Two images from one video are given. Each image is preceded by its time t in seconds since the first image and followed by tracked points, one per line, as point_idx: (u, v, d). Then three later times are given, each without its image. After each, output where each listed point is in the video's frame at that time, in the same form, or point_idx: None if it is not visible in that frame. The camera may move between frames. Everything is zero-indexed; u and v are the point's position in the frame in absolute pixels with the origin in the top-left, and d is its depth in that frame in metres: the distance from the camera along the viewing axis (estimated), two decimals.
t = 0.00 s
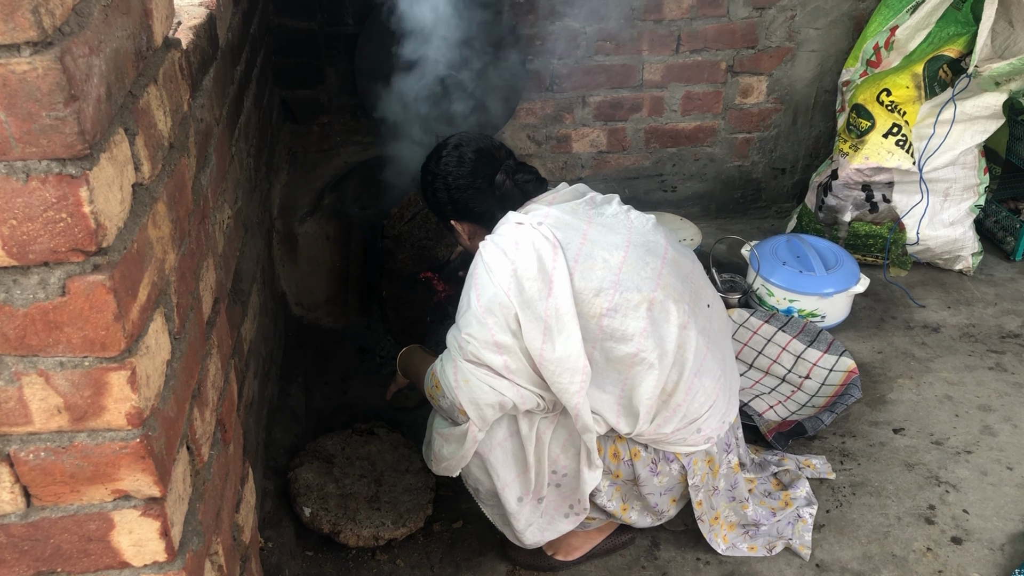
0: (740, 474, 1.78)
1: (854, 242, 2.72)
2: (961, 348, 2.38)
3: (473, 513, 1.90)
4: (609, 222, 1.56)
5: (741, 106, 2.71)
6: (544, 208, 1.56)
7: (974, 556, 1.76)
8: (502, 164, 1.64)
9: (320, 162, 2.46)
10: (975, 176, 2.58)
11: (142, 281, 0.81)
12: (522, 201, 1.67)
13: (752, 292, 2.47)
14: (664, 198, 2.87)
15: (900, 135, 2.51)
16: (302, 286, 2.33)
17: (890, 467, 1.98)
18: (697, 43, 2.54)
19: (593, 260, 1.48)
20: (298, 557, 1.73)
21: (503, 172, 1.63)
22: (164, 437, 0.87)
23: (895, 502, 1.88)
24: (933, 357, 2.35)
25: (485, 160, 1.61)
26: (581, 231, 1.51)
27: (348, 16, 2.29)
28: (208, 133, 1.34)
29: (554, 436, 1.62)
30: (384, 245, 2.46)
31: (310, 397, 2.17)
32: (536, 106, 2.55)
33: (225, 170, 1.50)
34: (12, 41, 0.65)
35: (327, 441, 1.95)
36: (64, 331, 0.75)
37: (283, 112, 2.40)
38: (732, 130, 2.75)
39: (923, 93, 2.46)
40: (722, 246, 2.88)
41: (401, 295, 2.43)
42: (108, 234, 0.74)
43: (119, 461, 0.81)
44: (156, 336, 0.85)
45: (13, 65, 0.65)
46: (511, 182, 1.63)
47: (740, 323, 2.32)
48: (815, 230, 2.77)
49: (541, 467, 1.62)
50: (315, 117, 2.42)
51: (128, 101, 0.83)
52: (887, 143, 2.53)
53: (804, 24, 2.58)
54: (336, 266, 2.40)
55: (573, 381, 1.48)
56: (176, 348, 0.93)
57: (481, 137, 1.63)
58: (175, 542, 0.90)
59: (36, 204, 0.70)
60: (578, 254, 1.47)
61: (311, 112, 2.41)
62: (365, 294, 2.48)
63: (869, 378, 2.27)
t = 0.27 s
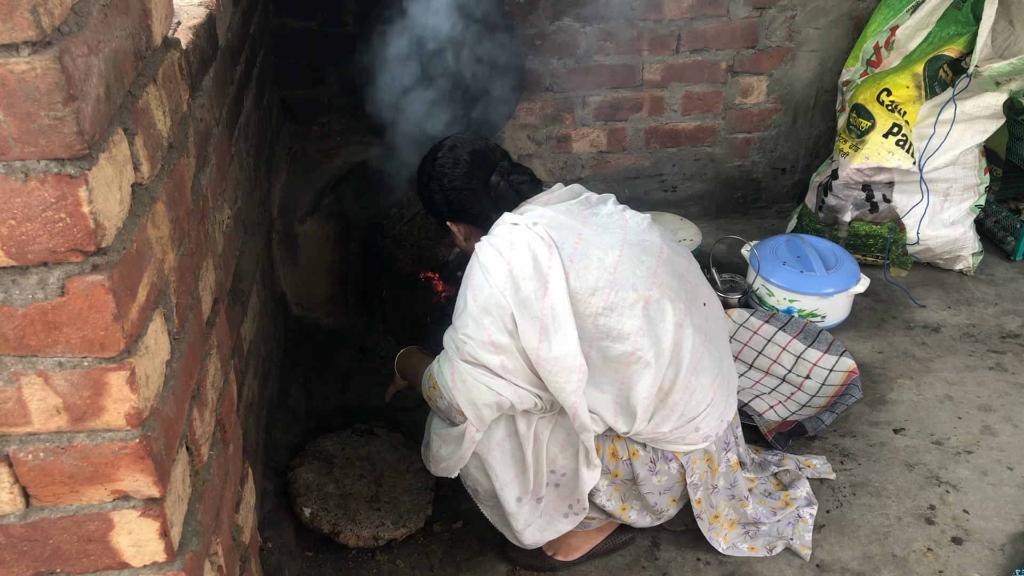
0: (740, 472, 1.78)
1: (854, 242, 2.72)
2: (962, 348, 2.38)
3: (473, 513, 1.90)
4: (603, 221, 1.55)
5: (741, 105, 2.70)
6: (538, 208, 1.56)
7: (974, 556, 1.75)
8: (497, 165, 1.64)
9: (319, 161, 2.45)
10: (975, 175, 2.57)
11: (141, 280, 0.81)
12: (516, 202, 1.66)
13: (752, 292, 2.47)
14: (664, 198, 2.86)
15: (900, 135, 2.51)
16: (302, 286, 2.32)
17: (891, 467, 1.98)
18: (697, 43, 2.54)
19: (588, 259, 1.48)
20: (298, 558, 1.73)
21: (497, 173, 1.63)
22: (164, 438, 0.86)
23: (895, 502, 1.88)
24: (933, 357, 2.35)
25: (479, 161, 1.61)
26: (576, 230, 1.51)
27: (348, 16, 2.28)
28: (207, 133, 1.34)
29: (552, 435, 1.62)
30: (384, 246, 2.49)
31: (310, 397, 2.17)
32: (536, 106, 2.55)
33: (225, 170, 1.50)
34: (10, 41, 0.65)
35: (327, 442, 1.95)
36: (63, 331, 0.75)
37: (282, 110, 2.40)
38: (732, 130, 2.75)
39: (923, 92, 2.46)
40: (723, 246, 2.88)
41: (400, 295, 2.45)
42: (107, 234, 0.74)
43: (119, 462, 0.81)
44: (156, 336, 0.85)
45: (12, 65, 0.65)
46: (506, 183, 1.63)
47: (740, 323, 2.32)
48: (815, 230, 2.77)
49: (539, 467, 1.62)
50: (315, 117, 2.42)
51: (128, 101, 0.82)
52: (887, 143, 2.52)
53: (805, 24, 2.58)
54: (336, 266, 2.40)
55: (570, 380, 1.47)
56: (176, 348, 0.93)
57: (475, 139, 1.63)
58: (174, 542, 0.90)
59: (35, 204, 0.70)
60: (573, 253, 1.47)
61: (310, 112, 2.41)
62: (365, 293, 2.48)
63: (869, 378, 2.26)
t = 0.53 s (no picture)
0: (740, 472, 1.78)
1: (855, 242, 2.71)
2: (962, 348, 2.38)
3: (473, 513, 1.90)
4: (601, 221, 1.55)
5: (741, 105, 2.70)
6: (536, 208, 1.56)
7: (974, 556, 1.75)
8: (494, 165, 1.64)
9: (319, 161, 2.37)
10: (976, 175, 2.57)
11: (141, 280, 0.81)
12: (514, 203, 1.66)
13: (752, 292, 2.47)
14: (664, 198, 2.86)
15: (900, 135, 2.51)
16: (302, 287, 2.33)
17: (891, 467, 1.98)
18: (698, 43, 2.54)
19: (586, 259, 1.48)
20: (298, 557, 1.73)
21: (495, 172, 1.63)
22: (164, 438, 0.86)
23: (895, 502, 1.88)
24: (933, 357, 2.35)
25: (476, 161, 1.61)
26: (573, 230, 1.51)
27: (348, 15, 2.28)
28: (207, 133, 1.33)
29: (551, 435, 1.61)
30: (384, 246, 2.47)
31: (310, 397, 2.17)
32: (536, 106, 2.55)
33: (225, 170, 1.50)
34: (10, 41, 0.65)
35: (327, 442, 1.95)
36: (63, 331, 0.75)
37: (281, 110, 2.32)
38: (732, 130, 2.75)
39: (923, 92, 2.46)
40: (723, 246, 2.87)
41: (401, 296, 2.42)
42: (107, 234, 0.74)
43: (119, 462, 0.81)
44: (156, 337, 0.85)
45: (12, 65, 0.65)
46: (503, 184, 1.63)
47: (740, 323, 2.32)
48: (815, 230, 2.76)
49: (539, 467, 1.62)
50: (315, 117, 2.33)
51: (128, 101, 0.82)
52: (887, 143, 2.53)
53: (805, 24, 2.58)
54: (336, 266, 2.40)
55: (569, 380, 1.47)
56: (176, 348, 0.93)
57: (471, 139, 1.64)
58: (174, 543, 0.90)
59: (35, 204, 0.70)
60: (571, 253, 1.47)
61: (310, 111, 2.32)
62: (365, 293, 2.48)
63: (869, 378, 2.26)
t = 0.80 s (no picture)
0: (739, 472, 1.77)
1: (855, 242, 2.71)
2: (962, 348, 2.38)
3: (473, 513, 1.90)
4: (600, 221, 1.55)
5: (741, 105, 2.70)
6: (534, 208, 1.56)
7: (974, 557, 1.75)
8: (491, 165, 1.64)
9: (319, 161, 2.38)
10: (976, 176, 2.57)
11: (141, 281, 0.81)
12: (512, 203, 1.65)
13: (752, 292, 2.47)
14: (664, 198, 2.86)
15: (900, 135, 2.51)
16: (302, 287, 2.33)
17: (891, 467, 1.98)
18: (698, 43, 2.54)
19: (585, 259, 1.48)
20: (298, 557, 1.73)
21: (492, 172, 1.63)
22: (163, 438, 0.86)
23: (895, 503, 1.88)
24: (933, 357, 2.35)
25: (474, 161, 1.61)
26: (571, 230, 1.51)
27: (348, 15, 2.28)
28: (207, 133, 1.33)
29: (551, 435, 1.61)
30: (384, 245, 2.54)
31: (310, 397, 2.17)
32: (536, 106, 2.55)
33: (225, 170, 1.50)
34: (10, 40, 0.64)
35: (327, 442, 1.95)
36: (63, 331, 0.75)
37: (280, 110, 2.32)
38: (732, 130, 2.75)
39: (924, 92, 2.46)
40: (723, 246, 2.87)
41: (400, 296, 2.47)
42: (107, 234, 0.74)
43: (118, 462, 0.81)
44: (156, 337, 0.85)
45: (12, 64, 0.65)
46: (501, 184, 1.63)
47: (740, 323, 2.32)
48: (815, 230, 2.76)
49: (539, 467, 1.62)
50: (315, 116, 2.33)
51: (128, 101, 0.82)
52: (887, 143, 2.53)
53: (805, 24, 2.58)
54: (335, 266, 2.43)
55: (568, 379, 1.47)
56: (176, 348, 0.93)
57: (468, 139, 1.63)
58: (174, 543, 0.90)
59: (35, 204, 0.70)
60: (569, 253, 1.47)
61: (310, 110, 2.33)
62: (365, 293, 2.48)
63: (869, 378, 2.26)
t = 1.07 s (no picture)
0: (740, 472, 1.77)
1: (855, 242, 2.71)
2: (962, 349, 2.38)
3: (473, 513, 1.90)
4: (599, 221, 1.55)
5: (741, 105, 2.70)
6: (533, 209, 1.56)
7: (974, 557, 1.75)
8: (489, 166, 1.63)
9: (319, 161, 2.38)
10: (977, 176, 2.57)
11: (141, 280, 0.81)
12: (510, 202, 1.65)
13: (752, 292, 2.47)
14: (665, 198, 2.86)
15: (900, 135, 2.50)
16: (303, 287, 2.33)
17: (891, 467, 1.98)
18: (699, 43, 2.53)
19: (584, 259, 1.48)
20: (298, 557, 1.73)
21: (489, 173, 1.62)
22: (164, 438, 0.86)
23: (896, 503, 1.88)
24: (934, 357, 2.35)
25: (472, 161, 1.61)
26: (571, 231, 1.51)
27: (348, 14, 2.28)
28: (207, 132, 1.33)
29: (551, 435, 1.61)
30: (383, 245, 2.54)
31: (310, 397, 2.17)
32: (536, 106, 2.55)
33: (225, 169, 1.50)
34: (10, 39, 0.64)
35: (327, 441, 1.95)
36: (63, 330, 0.75)
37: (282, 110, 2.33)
38: (733, 130, 2.75)
39: (924, 92, 2.46)
40: (723, 246, 2.87)
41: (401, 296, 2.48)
42: (108, 233, 0.74)
43: (119, 462, 0.81)
44: (156, 336, 0.85)
45: (13, 63, 0.65)
46: (499, 184, 1.62)
47: (740, 323, 2.32)
48: (816, 231, 2.76)
49: (539, 467, 1.62)
50: (316, 116, 2.33)
51: (128, 100, 0.82)
52: (888, 144, 2.52)
53: (806, 24, 2.58)
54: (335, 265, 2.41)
55: (569, 380, 1.47)
56: (176, 348, 0.93)
57: (468, 138, 1.63)
58: (174, 543, 0.90)
59: (35, 203, 0.70)
60: (569, 254, 1.47)
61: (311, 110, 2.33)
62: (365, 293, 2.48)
63: (869, 379, 2.26)
